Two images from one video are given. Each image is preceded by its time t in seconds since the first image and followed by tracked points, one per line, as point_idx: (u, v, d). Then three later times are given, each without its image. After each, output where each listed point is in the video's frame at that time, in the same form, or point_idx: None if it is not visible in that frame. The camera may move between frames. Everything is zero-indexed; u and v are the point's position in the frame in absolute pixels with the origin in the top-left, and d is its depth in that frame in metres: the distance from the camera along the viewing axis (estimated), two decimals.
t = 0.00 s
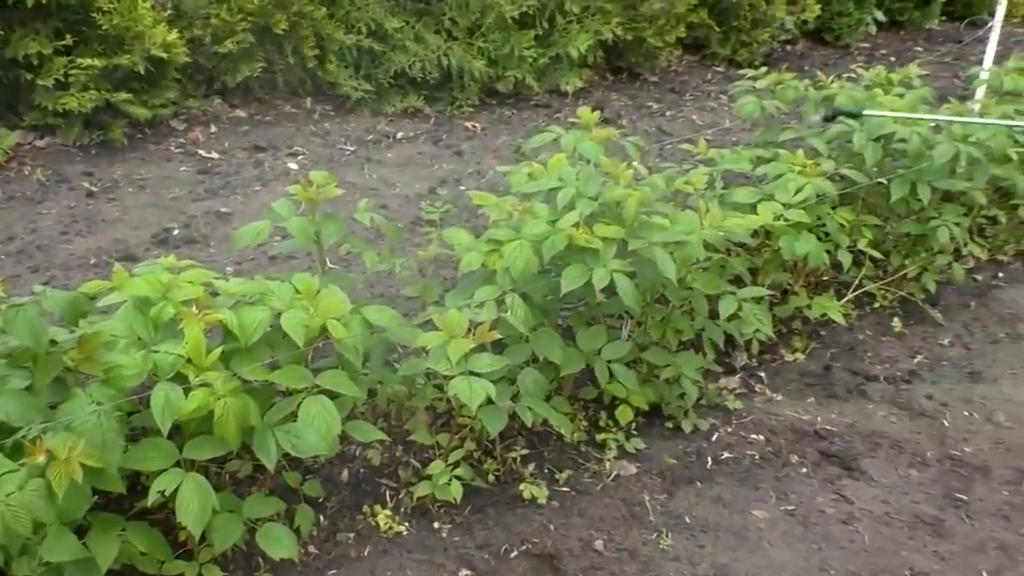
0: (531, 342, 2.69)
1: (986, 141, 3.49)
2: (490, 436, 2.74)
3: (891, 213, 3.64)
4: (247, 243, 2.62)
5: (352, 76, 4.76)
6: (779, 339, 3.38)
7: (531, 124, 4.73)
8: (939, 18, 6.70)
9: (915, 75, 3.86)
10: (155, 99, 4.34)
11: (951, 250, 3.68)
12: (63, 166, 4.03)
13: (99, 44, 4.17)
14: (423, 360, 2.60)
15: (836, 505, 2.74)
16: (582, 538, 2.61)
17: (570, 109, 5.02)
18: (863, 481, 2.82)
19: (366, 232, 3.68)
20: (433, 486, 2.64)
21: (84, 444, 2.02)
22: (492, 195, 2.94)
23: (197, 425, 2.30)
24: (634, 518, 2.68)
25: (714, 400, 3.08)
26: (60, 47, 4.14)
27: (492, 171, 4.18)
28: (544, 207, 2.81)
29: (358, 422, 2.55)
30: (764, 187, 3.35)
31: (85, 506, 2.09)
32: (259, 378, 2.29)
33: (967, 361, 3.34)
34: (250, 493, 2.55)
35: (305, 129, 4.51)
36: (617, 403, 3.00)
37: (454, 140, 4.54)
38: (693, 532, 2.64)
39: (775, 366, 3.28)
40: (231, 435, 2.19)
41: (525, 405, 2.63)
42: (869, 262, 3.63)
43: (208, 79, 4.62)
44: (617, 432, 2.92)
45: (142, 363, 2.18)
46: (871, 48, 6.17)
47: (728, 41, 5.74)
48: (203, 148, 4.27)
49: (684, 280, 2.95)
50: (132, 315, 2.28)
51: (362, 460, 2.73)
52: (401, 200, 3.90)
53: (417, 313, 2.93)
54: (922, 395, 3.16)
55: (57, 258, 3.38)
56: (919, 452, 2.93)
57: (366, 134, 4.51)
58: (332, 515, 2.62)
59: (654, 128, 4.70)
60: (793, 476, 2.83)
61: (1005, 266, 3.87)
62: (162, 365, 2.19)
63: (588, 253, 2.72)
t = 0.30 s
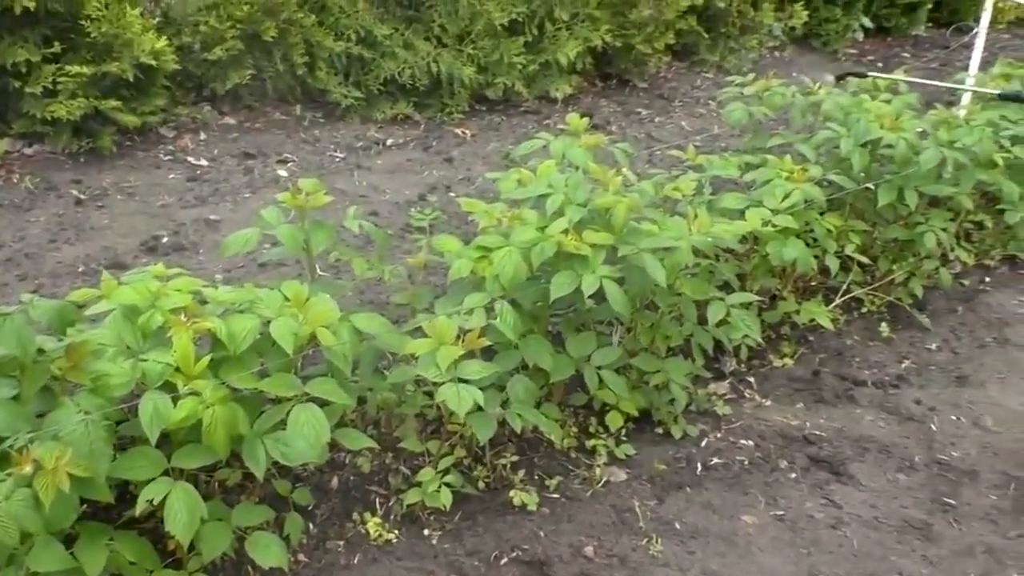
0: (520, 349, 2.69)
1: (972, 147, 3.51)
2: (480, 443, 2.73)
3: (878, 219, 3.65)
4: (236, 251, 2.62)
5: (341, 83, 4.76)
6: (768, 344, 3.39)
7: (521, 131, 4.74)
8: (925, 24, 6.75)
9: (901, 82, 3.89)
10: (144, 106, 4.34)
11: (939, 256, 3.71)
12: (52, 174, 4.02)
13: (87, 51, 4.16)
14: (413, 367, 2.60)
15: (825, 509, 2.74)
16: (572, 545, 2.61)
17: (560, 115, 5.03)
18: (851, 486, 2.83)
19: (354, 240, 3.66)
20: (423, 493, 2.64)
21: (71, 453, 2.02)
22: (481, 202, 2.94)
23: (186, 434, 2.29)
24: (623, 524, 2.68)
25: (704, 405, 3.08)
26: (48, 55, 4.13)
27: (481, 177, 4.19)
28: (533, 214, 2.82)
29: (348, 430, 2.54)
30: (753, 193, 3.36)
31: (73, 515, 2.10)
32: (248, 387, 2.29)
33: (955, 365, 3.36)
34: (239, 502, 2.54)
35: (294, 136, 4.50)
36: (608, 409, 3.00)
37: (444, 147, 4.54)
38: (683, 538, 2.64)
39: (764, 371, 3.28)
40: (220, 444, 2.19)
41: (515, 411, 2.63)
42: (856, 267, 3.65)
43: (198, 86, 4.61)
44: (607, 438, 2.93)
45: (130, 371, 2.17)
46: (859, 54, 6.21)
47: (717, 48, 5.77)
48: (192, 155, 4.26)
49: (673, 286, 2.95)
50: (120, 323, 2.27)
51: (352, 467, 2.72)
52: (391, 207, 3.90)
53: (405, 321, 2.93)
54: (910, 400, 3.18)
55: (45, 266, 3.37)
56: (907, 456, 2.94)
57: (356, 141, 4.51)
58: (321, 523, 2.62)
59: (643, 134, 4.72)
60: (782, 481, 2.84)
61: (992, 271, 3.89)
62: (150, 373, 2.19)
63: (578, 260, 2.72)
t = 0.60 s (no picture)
0: (509, 354, 2.70)
1: (957, 151, 3.54)
2: (469, 449, 2.74)
3: (865, 223, 3.67)
4: (223, 258, 2.62)
5: (330, 89, 4.74)
6: (757, 348, 3.40)
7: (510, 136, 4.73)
8: (911, 29, 6.79)
9: (888, 86, 3.91)
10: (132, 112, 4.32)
11: (925, 260, 3.74)
12: (39, 181, 4.00)
13: (75, 57, 4.15)
14: (402, 373, 2.60)
15: (813, 513, 2.75)
16: (562, 551, 2.61)
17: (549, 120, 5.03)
18: (840, 490, 2.84)
19: (343, 247, 3.63)
20: (412, 500, 2.63)
21: (58, 462, 2.01)
22: (469, 208, 2.95)
23: (173, 442, 2.29)
24: (613, 529, 2.68)
25: (693, 410, 3.09)
26: (35, 61, 4.10)
27: (470, 183, 4.19)
28: (521, 220, 2.82)
29: (337, 437, 2.54)
30: (740, 198, 3.37)
31: (60, 525, 2.09)
32: (236, 394, 2.28)
33: (942, 369, 3.38)
34: (228, 509, 2.54)
35: (283, 142, 4.50)
36: (597, 414, 3.00)
37: (433, 153, 4.54)
38: (672, 543, 2.65)
39: (753, 376, 3.29)
40: (207, 451, 2.19)
41: (504, 417, 2.63)
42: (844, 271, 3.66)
43: (186, 93, 4.60)
44: (596, 443, 2.93)
45: (118, 380, 2.17)
46: (846, 58, 6.25)
47: (705, 53, 5.79)
48: (180, 162, 4.25)
49: (660, 291, 2.95)
50: (107, 332, 2.27)
51: (342, 474, 2.73)
52: (380, 213, 3.89)
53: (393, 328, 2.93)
54: (898, 404, 3.19)
55: (32, 274, 3.36)
56: (895, 460, 2.95)
57: (344, 147, 4.51)
58: (311, 531, 2.61)
59: (632, 139, 4.72)
60: (771, 485, 2.85)
61: (978, 274, 3.92)
62: (138, 382, 2.18)
63: (566, 266, 2.72)
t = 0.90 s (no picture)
0: (499, 361, 2.70)
1: (943, 156, 3.56)
2: (459, 456, 2.74)
3: (853, 228, 3.69)
4: (213, 266, 2.63)
5: (320, 96, 4.75)
6: (746, 353, 3.42)
7: (500, 143, 4.71)
8: (897, 35, 6.84)
9: (873, 92, 3.94)
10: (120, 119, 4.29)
11: (912, 264, 3.76)
12: (28, 189, 3.99)
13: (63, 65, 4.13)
14: (392, 380, 2.59)
15: (802, 518, 2.76)
16: (552, 557, 2.61)
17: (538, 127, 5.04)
18: (828, 494, 2.85)
19: (331, 257, 3.60)
20: (403, 507, 2.63)
21: (46, 472, 2.01)
22: (458, 215, 2.95)
23: (163, 451, 2.29)
24: (603, 535, 2.68)
25: (683, 415, 3.10)
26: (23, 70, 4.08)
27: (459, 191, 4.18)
28: (510, 226, 2.82)
29: (327, 445, 2.54)
30: (728, 204, 3.38)
31: (49, 535, 2.09)
32: (225, 402, 2.28)
33: (929, 373, 3.40)
34: (218, 518, 2.54)
35: (272, 149, 4.50)
36: (587, 420, 3.01)
37: (423, 160, 4.51)
38: (662, 548, 2.65)
39: (742, 381, 3.30)
40: (196, 460, 2.18)
41: (494, 424, 2.63)
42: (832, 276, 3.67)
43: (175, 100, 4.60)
44: (587, 449, 2.93)
45: (106, 389, 2.16)
46: (833, 65, 6.29)
47: (692, 59, 5.82)
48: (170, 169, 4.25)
49: (650, 296, 2.96)
50: (96, 340, 2.26)
51: (332, 482, 2.73)
52: (370, 220, 3.90)
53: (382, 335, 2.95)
54: (886, 408, 3.21)
55: (21, 283, 3.35)
56: (883, 463, 2.96)
57: (334, 154, 4.50)
58: (301, 539, 2.61)
59: (620, 144, 4.74)
60: (760, 490, 2.86)
61: (965, 278, 3.95)
62: (126, 391, 2.18)
63: (555, 272, 2.73)
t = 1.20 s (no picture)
0: (490, 368, 2.70)
1: (932, 162, 3.57)
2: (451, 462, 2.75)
3: (843, 234, 3.71)
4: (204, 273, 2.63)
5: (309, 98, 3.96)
6: (737, 359, 3.43)
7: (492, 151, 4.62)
8: (886, 41, 6.88)
9: (863, 99, 3.97)
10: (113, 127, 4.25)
11: (903, 270, 3.78)
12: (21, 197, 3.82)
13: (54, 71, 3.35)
14: (384, 388, 2.59)
15: (794, 524, 2.76)
16: (545, 563, 2.61)
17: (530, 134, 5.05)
18: (820, 499, 2.85)
19: (323, 263, 3.58)
20: (395, 514, 2.62)
21: (36, 481, 2.00)
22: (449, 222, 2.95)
23: (154, 458, 2.28)
24: (595, 541, 2.69)
25: (674, 421, 3.11)
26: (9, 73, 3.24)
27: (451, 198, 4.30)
28: (501, 233, 2.83)
29: (318, 452, 2.55)
30: (719, 210, 3.39)
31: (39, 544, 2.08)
32: (217, 410, 2.28)
33: (920, 378, 3.41)
34: (209, 525, 2.54)
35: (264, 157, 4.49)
36: (579, 427, 3.02)
37: (416, 166, 4.43)
38: (654, 555, 2.65)
39: (734, 387, 3.31)
40: (187, 468, 2.18)
41: (486, 431, 2.63)
42: (824, 282, 3.69)
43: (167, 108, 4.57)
44: (579, 456, 2.93)
45: (97, 397, 2.15)
46: (823, 72, 6.33)
47: (684, 66, 5.83)
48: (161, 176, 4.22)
49: (641, 303, 2.96)
50: (87, 348, 2.25)
51: (324, 489, 2.73)
52: (363, 226, 3.90)
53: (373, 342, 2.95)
54: (876, 413, 3.22)
55: (12, 291, 3.35)
56: (874, 469, 2.97)
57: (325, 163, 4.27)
58: (293, 546, 2.61)
59: (612, 151, 4.76)
60: (752, 495, 2.86)
61: (954, 284, 3.97)
62: (117, 398, 2.17)
63: (547, 279, 2.73)
